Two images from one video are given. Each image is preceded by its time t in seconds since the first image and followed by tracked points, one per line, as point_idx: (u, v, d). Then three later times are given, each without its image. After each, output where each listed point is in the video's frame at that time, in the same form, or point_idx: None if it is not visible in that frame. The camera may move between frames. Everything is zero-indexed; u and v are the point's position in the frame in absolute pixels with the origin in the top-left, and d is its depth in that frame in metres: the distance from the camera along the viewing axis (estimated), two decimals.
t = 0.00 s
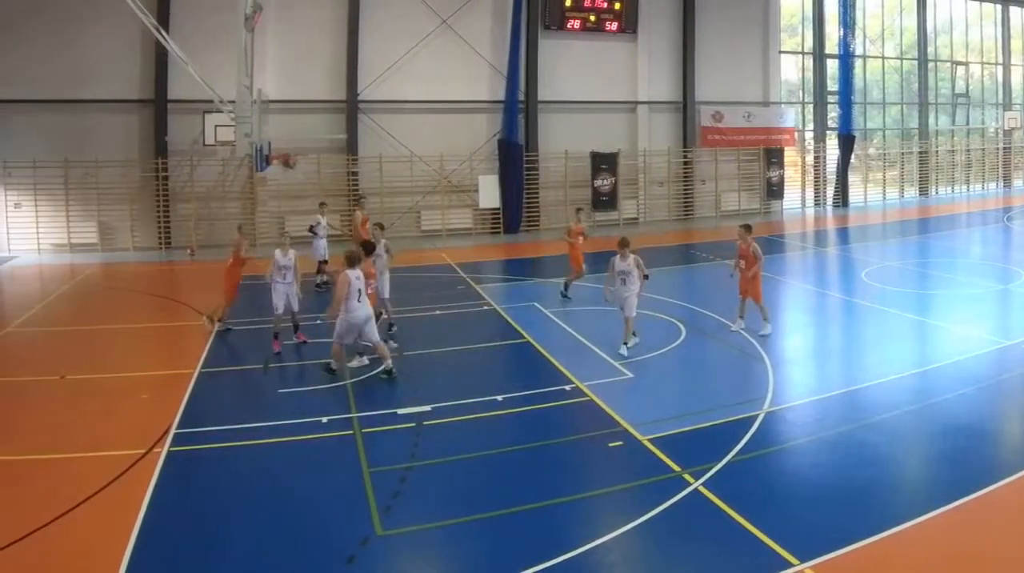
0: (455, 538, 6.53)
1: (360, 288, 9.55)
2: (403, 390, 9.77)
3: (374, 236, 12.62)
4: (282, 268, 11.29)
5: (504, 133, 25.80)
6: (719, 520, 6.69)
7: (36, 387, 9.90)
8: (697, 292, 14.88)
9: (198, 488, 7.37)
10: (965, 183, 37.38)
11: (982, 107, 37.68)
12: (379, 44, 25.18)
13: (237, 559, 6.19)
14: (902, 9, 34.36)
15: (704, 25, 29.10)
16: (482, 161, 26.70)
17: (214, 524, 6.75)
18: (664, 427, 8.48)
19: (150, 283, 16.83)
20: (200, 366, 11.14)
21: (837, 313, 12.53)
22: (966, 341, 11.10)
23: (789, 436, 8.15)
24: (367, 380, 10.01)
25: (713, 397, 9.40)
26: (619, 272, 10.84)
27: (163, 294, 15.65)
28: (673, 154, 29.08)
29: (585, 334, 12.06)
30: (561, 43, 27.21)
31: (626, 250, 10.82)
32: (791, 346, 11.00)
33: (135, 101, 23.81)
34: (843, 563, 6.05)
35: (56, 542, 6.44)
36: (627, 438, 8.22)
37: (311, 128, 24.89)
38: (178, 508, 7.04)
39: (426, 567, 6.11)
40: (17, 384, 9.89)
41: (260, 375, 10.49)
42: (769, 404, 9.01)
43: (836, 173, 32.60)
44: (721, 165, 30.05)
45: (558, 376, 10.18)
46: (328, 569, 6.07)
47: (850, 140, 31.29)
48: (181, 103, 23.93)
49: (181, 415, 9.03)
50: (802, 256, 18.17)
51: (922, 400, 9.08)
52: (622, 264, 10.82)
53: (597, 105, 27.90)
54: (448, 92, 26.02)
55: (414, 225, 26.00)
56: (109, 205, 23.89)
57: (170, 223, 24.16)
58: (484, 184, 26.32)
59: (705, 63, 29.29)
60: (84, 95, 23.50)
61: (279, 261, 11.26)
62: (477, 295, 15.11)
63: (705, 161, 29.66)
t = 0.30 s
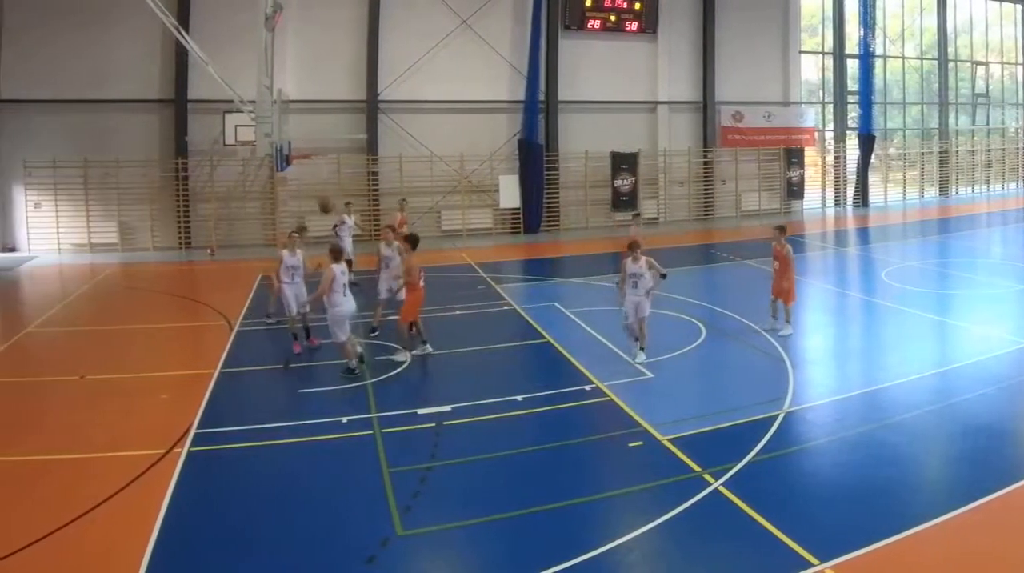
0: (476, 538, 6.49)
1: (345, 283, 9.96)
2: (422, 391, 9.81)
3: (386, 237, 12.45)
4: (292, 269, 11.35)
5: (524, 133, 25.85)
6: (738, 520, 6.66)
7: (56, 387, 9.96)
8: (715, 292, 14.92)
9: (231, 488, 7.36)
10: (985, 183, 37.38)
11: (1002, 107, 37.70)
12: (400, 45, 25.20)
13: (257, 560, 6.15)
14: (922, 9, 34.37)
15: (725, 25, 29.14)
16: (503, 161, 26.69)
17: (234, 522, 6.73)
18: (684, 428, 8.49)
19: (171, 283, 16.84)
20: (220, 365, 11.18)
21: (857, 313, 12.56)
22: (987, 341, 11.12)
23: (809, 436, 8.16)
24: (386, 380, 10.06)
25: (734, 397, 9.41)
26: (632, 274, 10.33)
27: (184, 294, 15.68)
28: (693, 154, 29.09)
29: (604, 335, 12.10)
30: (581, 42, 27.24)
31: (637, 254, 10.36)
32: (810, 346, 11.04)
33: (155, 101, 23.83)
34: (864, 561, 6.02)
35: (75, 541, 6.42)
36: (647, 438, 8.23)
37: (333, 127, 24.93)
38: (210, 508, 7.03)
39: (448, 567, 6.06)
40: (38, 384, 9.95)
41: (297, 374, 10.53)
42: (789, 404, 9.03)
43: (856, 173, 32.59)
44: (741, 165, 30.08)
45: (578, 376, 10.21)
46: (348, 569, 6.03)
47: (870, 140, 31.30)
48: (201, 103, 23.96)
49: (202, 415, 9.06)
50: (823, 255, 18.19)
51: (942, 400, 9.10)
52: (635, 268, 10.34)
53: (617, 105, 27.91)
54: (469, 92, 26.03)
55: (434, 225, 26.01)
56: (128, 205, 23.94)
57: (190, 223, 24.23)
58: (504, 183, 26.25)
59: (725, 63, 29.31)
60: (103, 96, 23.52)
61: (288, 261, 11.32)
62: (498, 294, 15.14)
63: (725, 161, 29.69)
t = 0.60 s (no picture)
0: (489, 538, 6.48)
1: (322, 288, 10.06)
2: (435, 391, 9.83)
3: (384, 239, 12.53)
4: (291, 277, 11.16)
5: (537, 134, 25.97)
6: (752, 519, 6.65)
7: (69, 388, 9.97)
8: (730, 291, 14.95)
9: (252, 488, 7.37)
10: (999, 183, 37.32)
11: (1015, 107, 37.68)
12: (413, 45, 25.20)
13: (270, 560, 6.14)
14: (936, 9, 34.37)
15: (740, 25, 29.14)
16: (515, 161, 26.68)
17: (250, 522, 6.73)
18: (697, 428, 8.49)
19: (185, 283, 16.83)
20: (234, 365, 11.18)
21: (870, 312, 12.59)
22: (1000, 341, 11.12)
23: (822, 437, 8.16)
24: (400, 381, 10.09)
25: (747, 397, 9.42)
26: (635, 286, 9.83)
27: (199, 294, 15.69)
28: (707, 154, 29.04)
29: (618, 334, 12.13)
30: (594, 42, 27.24)
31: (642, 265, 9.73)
32: (822, 346, 11.06)
33: (169, 101, 23.86)
34: (878, 561, 6.02)
35: (87, 543, 6.40)
36: (660, 438, 8.24)
37: (346, 127, 24.92)
38: (232, 508, 7.03)
39: (461, 568, 6.05)
40: (51, 384, 9.96)
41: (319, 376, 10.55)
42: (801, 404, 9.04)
43: (870, 173, 32.57)
44: (755, 166, 30.07)
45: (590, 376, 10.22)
46: (361, 569, 6.01)
47: (884, 140, 31.26)
48: (218, 103, 24.00)
49: (216, 415, 9.07)
50: (836, 256, 18.21)
51: (955, 400, 9.10)
52: (641, 278, 9.81)
53: (629, 105, 27.90)
54: (481, 92, 26.04)
55: (448, 224, 25.98)
56: (142, 205, 23.95)
57: (203, 224, 24.21)
58: (518, 183, 26.26)
59: (739, 63, 29.30)
60: (115, 95, 23.53)
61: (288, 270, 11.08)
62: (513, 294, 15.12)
63: (739, 162, 29.68)
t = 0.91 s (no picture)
0: (489, 538, 6.48)
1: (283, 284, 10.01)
2: (436, 392, 9.84)
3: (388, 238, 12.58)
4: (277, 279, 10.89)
5: (537, 134, 25.97)
6: (752, 519, 6.65)
7: (69, 387, 9.96)
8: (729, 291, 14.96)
9: (253, 487, 7.38)
10: (999, 184, 37.29)
11: (1015, 107, 37.68)
12: (412, 45, 25.20)
13: (270, 561, 6.13)
14: (936, 9, 34.38)
15: (740, 25, 29.14)
16: (515, 161, 26.67)
17: (249, 522, 6.73)
18: (696, 428, 8.49)
19: (184, 283, 16.82)
20: (235, 365, 11.19)
21: (871, 311, 12.60)
22: (1002, 341, 11.11)
23: (822, 437, 8.16)
24: (400, 380, 10.10)
25: (747, 397, 9.43)
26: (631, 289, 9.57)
27: (199, 294, 15.68)
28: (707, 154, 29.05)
29: (617, 334, 12.13)
30: (594, 42, 27.24)
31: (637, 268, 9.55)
32: (822, 346, 11.08)
33: (169, 101, 23.86)
34: (878, 561, 6.01)
35: (86, 542, 6.40)
36: (661, 438, 8.24)
37: (346, 127, 24.92)
38: (232, 507, 7.03)
39: (461, 568, 6.05)
40: (51, 384, 9.95)
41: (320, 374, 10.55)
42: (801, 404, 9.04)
43: (870, 173, 32.57)
44: (755, 166, 30.07)
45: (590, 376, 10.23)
46: (362, 569, 6.01)
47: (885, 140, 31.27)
48: (217, 103, 24.00)
49: (217, 415, 9.07)
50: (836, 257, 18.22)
51: (955, 400, 9.11)
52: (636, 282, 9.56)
53: (629, 105, 27.89)
54: (481, 92, 26.04)
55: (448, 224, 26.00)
56: (142, 205, 23.95)
57: (203, 223, 24.22)
58: (518, 183, 26.26)
59: (739, 63, 29.31)
60: (115, 95, 23.53)
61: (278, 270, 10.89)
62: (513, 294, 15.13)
63: (739, 162, 29.67)
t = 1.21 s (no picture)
0: (487, 538, 6.48)
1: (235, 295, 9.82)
2: (436, 393, 9.86)
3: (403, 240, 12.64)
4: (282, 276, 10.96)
5: (538, 134, 25.97)
6: (751, 519, 6.66)
7: (69, 388, 9.96)
8: (730, 291, 14.98)
9: (254, 487, 7.38)
10: (999, 183, 37.29)
11: (1015, 107, 37.69)
12: (411, 44, 25.19)
13: (269, 561, 6.13)
14: (936, 9, 34.37)
15: (740, 25, 29.14)
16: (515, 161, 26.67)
17: (248, 522, 6.72)
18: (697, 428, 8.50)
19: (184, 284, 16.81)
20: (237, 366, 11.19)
21: (872, 310, 12.62)
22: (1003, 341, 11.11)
23: (823, 436, 8.17)
24: (401, 380, 10.10)
25: (748, 397, 9.44)
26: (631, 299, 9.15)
27: (198, 294, 15.67)
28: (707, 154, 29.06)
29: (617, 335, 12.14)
30: (594, 42, 27.24)
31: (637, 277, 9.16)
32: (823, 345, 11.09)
33: (168, 101, 23.85)
34: (876, 561, 6.02)
35: (85, 542, 6.40)
36: (661, 438, 8.24)
37: (345, 127, 24.92)
38: (233, 508, 7.03)
39: (460, 567, 6.06)
40: (51, 385, 9.94)
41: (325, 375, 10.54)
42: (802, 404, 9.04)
43: (869, 173, 32.57)
44: (755, 166, 30.08)
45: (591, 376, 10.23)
46: (361, 569, 6.01)
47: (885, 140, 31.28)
48: (217, 103, 24.00)
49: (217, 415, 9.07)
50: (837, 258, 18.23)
51: (955, 400, 9.12)
52: (637, 291, 9.13)
53: (629, 105, 27.89)
54: (481, 92, 26.03)
55: (447, 224, 26.01)
56: (142, 205, 23.94)
57: (203, 223, 24.21)
58: (519, 183, 26.27)
59: (739, 63, 29.31)
60: (115, 95, 23.53)
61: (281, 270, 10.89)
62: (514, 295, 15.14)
63: (738, 162, 29.68)
